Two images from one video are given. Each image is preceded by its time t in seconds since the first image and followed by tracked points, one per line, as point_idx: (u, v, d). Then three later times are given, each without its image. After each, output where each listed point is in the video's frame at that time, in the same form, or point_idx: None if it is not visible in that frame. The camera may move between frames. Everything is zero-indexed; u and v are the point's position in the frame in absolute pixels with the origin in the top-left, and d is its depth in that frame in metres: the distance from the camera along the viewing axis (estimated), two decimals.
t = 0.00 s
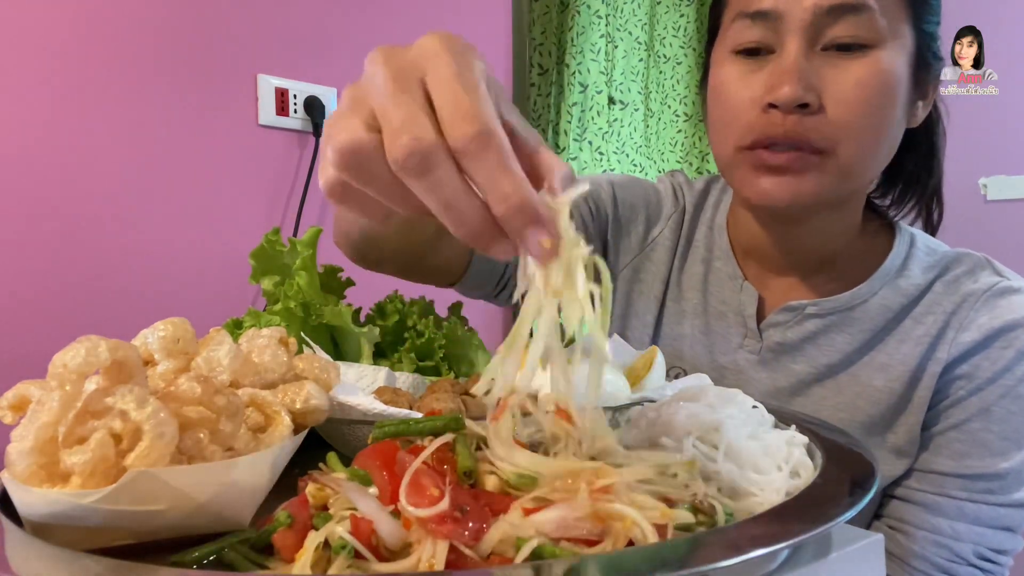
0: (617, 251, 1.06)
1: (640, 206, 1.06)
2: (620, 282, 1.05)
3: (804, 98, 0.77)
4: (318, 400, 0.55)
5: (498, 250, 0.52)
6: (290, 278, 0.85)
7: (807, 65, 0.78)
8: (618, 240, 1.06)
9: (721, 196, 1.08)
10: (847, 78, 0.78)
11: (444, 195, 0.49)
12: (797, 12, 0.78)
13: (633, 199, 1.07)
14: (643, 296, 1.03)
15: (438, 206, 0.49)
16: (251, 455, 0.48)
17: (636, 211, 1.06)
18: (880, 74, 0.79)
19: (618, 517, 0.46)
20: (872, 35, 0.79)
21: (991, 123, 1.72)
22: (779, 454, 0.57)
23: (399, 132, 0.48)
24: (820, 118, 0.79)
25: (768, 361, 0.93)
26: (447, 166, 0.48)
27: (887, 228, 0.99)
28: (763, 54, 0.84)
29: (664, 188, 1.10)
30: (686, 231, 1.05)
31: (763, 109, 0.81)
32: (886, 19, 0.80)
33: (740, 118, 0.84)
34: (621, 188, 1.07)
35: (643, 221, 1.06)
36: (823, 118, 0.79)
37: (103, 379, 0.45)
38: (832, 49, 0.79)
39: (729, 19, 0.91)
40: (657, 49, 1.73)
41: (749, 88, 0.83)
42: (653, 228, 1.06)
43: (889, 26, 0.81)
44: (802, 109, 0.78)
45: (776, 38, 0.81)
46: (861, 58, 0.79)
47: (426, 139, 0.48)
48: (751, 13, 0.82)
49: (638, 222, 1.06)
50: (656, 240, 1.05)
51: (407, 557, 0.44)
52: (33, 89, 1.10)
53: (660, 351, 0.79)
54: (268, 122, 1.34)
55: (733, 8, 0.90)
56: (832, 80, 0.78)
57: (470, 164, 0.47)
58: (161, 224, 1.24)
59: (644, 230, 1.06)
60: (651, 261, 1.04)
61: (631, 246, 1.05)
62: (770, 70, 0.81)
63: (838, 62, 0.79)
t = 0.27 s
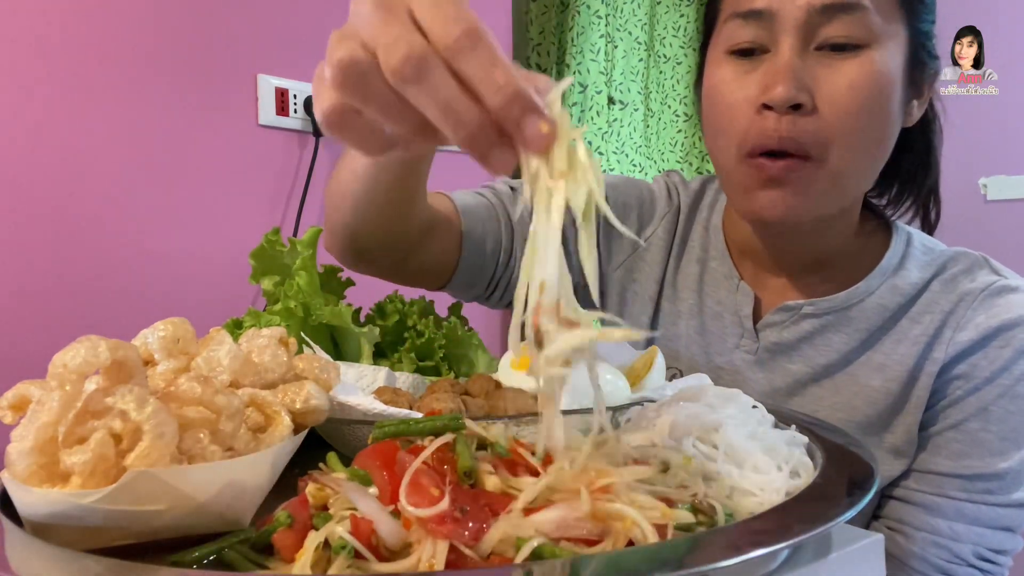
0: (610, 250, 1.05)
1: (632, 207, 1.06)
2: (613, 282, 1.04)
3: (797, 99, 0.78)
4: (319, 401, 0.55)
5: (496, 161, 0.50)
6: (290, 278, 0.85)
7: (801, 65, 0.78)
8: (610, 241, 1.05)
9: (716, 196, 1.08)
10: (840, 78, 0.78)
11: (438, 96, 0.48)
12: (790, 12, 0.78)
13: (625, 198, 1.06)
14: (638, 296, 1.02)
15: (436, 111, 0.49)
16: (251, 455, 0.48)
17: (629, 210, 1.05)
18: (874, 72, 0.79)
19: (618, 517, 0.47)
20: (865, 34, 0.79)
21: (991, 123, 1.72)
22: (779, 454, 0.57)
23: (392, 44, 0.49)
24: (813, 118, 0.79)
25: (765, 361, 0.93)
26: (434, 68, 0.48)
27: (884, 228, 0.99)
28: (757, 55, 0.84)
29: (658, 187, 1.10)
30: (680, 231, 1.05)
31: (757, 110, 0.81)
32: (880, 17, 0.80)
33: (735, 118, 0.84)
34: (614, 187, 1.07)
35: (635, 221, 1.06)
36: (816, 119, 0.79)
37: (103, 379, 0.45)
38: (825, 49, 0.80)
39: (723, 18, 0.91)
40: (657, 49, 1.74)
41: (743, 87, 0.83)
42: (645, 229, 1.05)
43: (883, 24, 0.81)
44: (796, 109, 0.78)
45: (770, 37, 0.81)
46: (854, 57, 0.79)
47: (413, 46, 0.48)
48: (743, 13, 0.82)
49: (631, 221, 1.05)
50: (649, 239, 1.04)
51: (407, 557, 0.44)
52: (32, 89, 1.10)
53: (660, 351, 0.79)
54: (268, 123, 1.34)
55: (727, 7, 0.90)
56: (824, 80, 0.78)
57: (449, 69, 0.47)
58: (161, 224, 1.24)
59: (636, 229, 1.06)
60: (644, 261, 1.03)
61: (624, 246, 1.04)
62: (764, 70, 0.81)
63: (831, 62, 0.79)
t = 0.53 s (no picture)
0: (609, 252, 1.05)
1: (630, 210, 1.06)
2: (611, 285, 1.05)
3: (794, 98, 0.78)
4: (319, 401, 0.55)
5: (492, 213, 0.53)
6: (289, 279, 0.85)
7: (797, 65, 0.78)
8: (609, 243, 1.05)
9: (716, 195, 1.07)
10: (838, 77, 0.78)
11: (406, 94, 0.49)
12: (787, 11, 0.78)
13: (623, 198, 1.06)
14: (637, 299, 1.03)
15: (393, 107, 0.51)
16: (251, 455, 0.48)
17: (626, 212, 1.06)
18: (870, 70, 0.79)
19: (618, 517, 0.47)
20: (859, 32, 0.79)
21: (992, 123, 1.72)
22: (779, 454, 0.57)
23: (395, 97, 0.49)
24: (810, 117, 0.79)
25: (764, 362, 0.93)
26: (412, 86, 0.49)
27: (884, 229, 0.98)
28: (753, 55, 0.84)
29: (657, 188, 1.10)
30: (679, 232, 1.05)
31: (755, 108, 0.81)
32: (876, 16, 0.80)
33: (733, 118, 0.84)
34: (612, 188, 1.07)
35: (634, 223, 1.05)
36: (814, 117, 0.79)
37: (103, 379, 0.45)
38: (820, 49, 0.79)
39: (722, 18, 0.90)
40: (656, 49, 1.75)
41: (742, 87, 0.83)
42: (643, 230, 1.05)
43: (879, 27, 0.80)
44: (792, 108, 0.79)
45: (766, 37, 0.81)
46: (850, 56, 0.79)
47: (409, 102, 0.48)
48: (741, 13, 0.82)
49: (629, 222, 1.05)
50: (647, 240, 1.04)
51: (407, 557, 0.44)
52: (31, 89, 1.10)
53: (659, 352, 0.80)
54: (268, 122, 1.34)
55: (725, 7, 0.90)
56: (823, 80, 0.78)
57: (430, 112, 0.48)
58: (161, 224, 1.24)
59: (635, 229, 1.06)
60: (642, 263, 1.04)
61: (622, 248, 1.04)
62: (763, 69, 0.81)
63: (828, 61, 0.79)
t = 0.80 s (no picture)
0: (608, 254, 1.06)
1: (630, 210, 1.06)
2: (609, 286, 1.05)
3: (794, 97, 0.78)
4: (319, 401, 0.55)
5: (391, 275, 0.50)
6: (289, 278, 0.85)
7: (797, 65, 0.78)
8: (608, 243, 1.06)
9: (716, 196, 1.07)
10: (838, 77, 0.78)
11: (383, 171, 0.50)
12: (788, 11, 0.78)
13: (621, 202, 1.06)
14: (636, 300, 1.04)
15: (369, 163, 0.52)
16: (251, 455, 0.48)
17: (625, 215, 1.06)
18: (870, 70, 0.79)
19: (618, 517, 0.47)
20: (860, 32, 0.79)
21: (993, 123, 1.72)
22: (779, 453, 0.57)
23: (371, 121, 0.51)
24: (810, 117, 0.79)
25: (764, 364, 0.93)
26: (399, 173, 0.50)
27: (884, 228, 0.99)
28: (753, 55, 0.84)
29: (657, 189, 1.10)
30: (678, 233, 1.04)
31: (754, 108, 0.81)
32: (877, 16, 0.80)
33: (733, 117, 0.84)
34: (611, 191, 1.07)
35: (633, 223, 1.06)
36: (812, 117, 0.79)
37: (102, 379, 0.45)
38: (821, 49, 0.79)
39: (722, 18, 0.90)
40: (656, 49, 1.75)
41: (742, 88, 0.83)
42: (643, 230, 1.06)
43: (880, 25, 0.80)
44: (791, 108, 0.79)
45: (766, 37, 0.81)
46: (851, 56, 0.79)
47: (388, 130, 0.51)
48: (741, 13, 0.82)
49: (628, 224, 1.06)
50: (647, 243, 1.04)
51: (407, 557, 0.44)
52: (32, 89, 1.10)
53: (660, 352, 0.79)
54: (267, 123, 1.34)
55: (726, 7, 0.90)
56: (823, 80, 0.78)
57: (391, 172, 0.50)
58: (161, 224, 1.24)
59: (634, 232, 1.06)
60: (641, 265, 1.04)
61: (621, 249, 1.05)
62: (763, 68, 0.81)
63: (828, 61, 0.79)
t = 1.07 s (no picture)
0: (608, 250, 1.06)
1: (631, 206, 1.06)
2: (609, 282, 1.06)
3: (798, 96, 0.77)
4: (319, 401, 0.55)
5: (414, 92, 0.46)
6: (289, 279, 0.85)
7: (800, 63, 0.78)
8: (609, 239, 1.06)
9: (718, 196, 1.07)
10: (841, 76, 0.78)
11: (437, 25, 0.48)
12: (791, 10, 0.78)
13: (622, 199, 1.06)
14: (637, 297, 1.03)
15: None
16: (251, 456, 0.48)
17: (626, 211, 1.06)
18: (874, 69, 0.79)
19: (618, 517, 0.47)
20: (867, 30, 0.79)
21: (994, 123, 1.72)
22: (779, 454, 0.57)
23: None
24: (813, 117, 0.79)
25: (767, 364, 0.93)
26: None
27: (885, 228, 0.99)
28: (757, 51, 0.84)
29: (659, 188, 1.10)
30: (681, 233, 1.04)
31: (757, 107, 0.81)
32: (880, 14, 0.80)
33: (734, 117, 0.84)
34: (612, 188, 1.07)
35: (633, 221, 1.06)
36: (817, 117, 0.79)
37: (103, 379, 0.45)
38: (825, 46, 0.80)
39: (723, 18, 0.91)
40: (656, 49, 1.75)
41: (744, 87, 0.83)
42: (644, 228, 1.06)
43: (885, 21, 0.81)
44: (795, 107, 0.78)
45: (769, 36, 0.81)
46: (855, 53, 0.79)
47: None
48: (744, 12, 0.82)
49: (629, 220, 1.06)
50: (647, 240, 1.04)
51: (407, 557, 0.44)
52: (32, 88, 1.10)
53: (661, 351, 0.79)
54: (268, 122, 1.34)
55: (727, 7, 0.90)
56: (827, 78, 0.78)
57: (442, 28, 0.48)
58: (161, 223, 1.24)
59: (635, 229, 1.06)
60: (642, 263, 1.04)
61: (621, 246, 1.05)
62: (766, 67, 0.81)
63: (831, 59, 0.79)
